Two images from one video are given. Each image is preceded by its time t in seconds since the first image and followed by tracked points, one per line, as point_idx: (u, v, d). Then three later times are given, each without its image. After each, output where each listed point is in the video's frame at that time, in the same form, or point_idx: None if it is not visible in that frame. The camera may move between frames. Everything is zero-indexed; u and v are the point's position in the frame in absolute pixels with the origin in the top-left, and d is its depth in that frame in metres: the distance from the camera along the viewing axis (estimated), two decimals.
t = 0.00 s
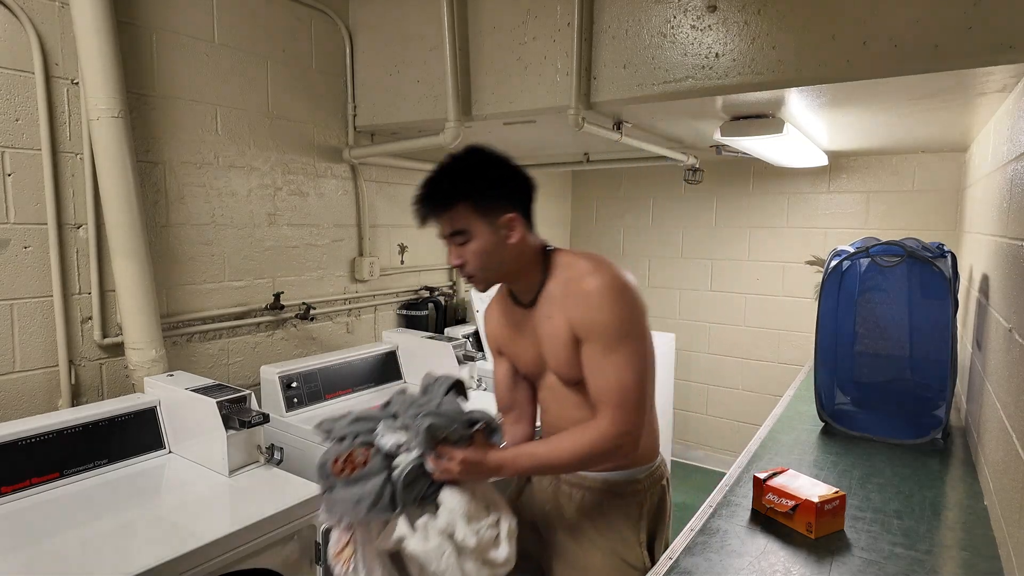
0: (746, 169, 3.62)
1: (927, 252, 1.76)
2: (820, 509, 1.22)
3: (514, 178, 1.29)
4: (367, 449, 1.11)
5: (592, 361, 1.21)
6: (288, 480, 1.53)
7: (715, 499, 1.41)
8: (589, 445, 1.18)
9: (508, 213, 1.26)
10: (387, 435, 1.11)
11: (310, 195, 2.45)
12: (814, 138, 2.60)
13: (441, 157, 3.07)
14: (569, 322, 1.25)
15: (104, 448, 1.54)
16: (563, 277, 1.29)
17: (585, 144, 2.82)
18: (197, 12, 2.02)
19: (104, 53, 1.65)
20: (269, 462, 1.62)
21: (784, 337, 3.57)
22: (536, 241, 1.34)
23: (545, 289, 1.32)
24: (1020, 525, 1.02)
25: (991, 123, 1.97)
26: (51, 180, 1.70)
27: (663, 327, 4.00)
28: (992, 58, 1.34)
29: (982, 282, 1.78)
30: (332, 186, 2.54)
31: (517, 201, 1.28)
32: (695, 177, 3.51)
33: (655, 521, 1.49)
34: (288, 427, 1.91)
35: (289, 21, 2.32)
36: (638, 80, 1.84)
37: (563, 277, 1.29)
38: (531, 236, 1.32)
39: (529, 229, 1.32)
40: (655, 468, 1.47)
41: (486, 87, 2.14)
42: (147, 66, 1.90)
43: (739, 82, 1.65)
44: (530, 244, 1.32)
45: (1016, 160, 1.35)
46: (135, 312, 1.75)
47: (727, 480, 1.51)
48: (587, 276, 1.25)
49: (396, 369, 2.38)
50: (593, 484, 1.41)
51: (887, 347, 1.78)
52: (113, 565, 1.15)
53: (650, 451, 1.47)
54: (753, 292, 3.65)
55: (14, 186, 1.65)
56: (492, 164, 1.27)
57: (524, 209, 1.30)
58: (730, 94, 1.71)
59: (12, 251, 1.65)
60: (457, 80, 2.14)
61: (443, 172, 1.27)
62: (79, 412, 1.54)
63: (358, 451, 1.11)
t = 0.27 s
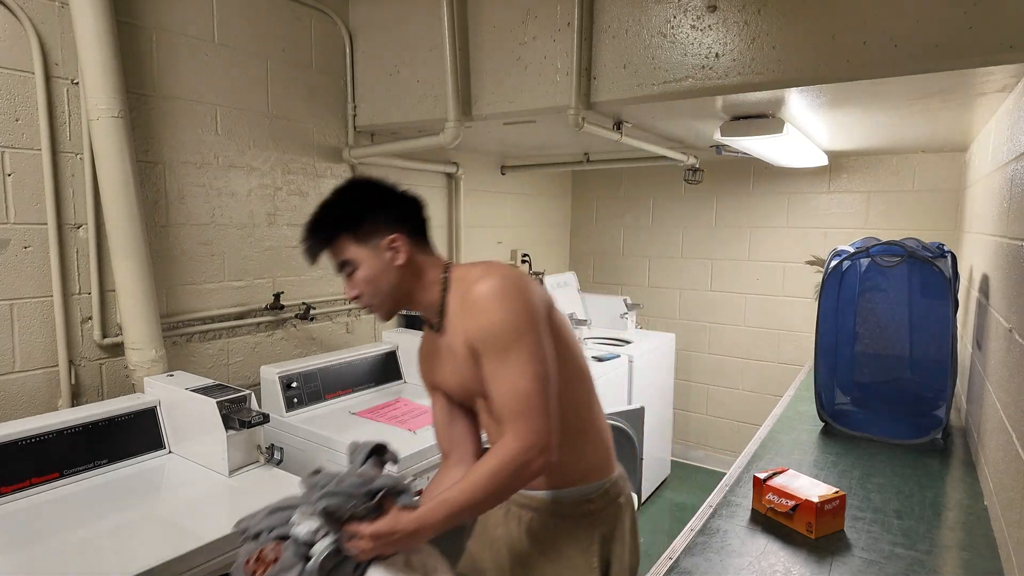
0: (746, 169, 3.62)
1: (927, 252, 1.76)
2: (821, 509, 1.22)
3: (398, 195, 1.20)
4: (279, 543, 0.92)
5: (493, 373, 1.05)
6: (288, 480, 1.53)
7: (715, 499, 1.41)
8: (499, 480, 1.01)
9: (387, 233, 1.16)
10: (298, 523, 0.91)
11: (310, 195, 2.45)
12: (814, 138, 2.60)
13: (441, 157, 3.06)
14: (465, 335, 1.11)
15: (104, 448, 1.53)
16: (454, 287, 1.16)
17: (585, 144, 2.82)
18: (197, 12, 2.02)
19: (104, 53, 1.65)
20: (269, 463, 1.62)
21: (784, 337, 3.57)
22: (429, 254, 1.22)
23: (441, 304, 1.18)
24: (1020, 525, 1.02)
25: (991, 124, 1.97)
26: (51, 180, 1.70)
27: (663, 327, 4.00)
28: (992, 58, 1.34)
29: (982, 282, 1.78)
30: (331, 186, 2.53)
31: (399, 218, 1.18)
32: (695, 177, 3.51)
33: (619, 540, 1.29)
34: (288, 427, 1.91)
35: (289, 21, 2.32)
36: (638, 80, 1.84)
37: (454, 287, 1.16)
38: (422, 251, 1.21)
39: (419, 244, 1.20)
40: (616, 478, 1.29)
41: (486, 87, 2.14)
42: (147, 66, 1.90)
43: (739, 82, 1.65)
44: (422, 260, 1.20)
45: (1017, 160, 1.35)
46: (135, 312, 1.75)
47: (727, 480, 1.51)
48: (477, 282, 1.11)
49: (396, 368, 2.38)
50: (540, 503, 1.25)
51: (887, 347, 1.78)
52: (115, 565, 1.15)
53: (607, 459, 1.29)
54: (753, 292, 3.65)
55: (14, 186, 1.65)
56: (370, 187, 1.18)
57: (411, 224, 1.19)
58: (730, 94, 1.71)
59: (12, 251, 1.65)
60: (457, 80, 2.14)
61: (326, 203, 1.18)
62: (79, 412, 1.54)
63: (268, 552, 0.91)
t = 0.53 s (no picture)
0: (746, 169, 3.62)
1: (926, 252, 1.76)
2: (820, 509, 1.22)
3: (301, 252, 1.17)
4: None
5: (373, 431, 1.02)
6: (288, 479, 1.54)
7: (715, 499, 1.41)
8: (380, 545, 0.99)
9: (285, 289, 1.12)
10: None
11: (310, 195, 2.45)
12: (814, 138, 2.60)
13: (441, 157, 3.07)
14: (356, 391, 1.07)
15: (104, 448, 1.54)
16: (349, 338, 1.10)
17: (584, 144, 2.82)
18: (197, 12, 2.02)
19: (104, 53, 1.65)
20: (269, 462, 1.63)
21: (784, 337, 3.57)
22: (337, 305, 1.16)
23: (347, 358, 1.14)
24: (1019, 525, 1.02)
25: (991, 123, 1.98)
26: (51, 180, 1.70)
27: (663, 327, 4.00)
28: (991, 58, 1.34)
29: (982, 282, 1.78)
30: (331, 186, 2.54)
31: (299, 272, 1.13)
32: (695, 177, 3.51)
33: (554, 563, 1.14)
34: (289, 427, 1.91)
35: (289, 21, 2.32)
36: (638, 80, 1.84)
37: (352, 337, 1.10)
38: (327, 301, 1.14)
39: (322, 296, 1.14)
40: (568, 494, 1.16)
41: (486, 87, 2.14)
42: (147, 66, 1.90)
43: (739, 82, 1.65)
44: (327, 311, 1.14)
45: (1016, 160, 1.35)
46: (135, 312, 1.75)
47: (727, 480, 1.51)
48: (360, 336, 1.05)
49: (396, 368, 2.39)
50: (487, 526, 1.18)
51: (887, 347, 1.78)
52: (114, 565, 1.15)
53: (558, 476, 1.16)
54: (753, 292, 3.65)
55: (14, 186, 1.65)
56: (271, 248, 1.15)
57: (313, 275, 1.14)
58: (730, 94, 1.71)
59: (12, 251, 1.65)
60: (457, 80, 2.14)
61: (228, 270, 1.15)
62: (79, 412, 1.54)
63: None
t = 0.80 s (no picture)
0: (746, 169, 3.62)
1: (926, 252, 1.76)
2: (821, 509, 1.22)
3: (243, 297, 1.13)
4: None
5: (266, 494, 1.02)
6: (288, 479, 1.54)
7: (715, 499, 1.41)
8: None
9: (221, 338, 1.09)
10: None
11: (310, 195, 2.45)
12: (814, 138, 2.60)
13: (441, 157, 3.06)
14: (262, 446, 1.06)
15: (104, 448, 1.54)
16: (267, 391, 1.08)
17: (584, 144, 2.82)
18: (197, 12, 2.02)
19: (104, 53, 1.65)
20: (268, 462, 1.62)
21: (784, 337, 3.57)
22: (275, 349, 1.13)
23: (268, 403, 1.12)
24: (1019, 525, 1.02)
25: (991, 123, 1.97)
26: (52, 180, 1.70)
27: (663, 327, 4.00)
28: (992, 58, 1.34)
29: (982, 282, 1.78)
30: (331, 186, 2.54)
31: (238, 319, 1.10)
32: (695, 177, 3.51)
33: None
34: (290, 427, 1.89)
35: (289, 21, 2.32)
36: (638, 80, 1.84)
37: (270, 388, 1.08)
38: (264, 347, 1.11)
39: (260, 342, 1.11)
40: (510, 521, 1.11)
41: (486, 87, 2.14)
42: (147, 67, 1.90)
43: (740, 82, 1.65)
44: (264, 358, 1.11)
45: (1016, 160, 1.35)
46: (136, 312, 1.75)
47: (727, 480, 1.51)
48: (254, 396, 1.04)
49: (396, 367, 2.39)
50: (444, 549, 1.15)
51: (887, 347, 1.78)
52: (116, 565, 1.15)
53: (496, 500, 1.10)
54: (754, 292, 3.65)
55: (14, 186, 1.65)
56: (214, 295, 1.12)
57: (253, 322, 1.11)
58: (730, 94, 1.71)
59: (12, 251, 1.65)
60: (457, 81, 2.14)
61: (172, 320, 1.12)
62: (79, 412, 1.54)
63: None
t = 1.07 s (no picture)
0: (746, 169, 3.62)
1: (926, 252, 1.76)
2: (821, 509, 1.22)
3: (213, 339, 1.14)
4: None
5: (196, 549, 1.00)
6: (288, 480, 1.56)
7: (715, 499, 1.41)
8: None
9: (182, 381, 1.10)
10: None
11: (310, 195, 2.45)
12: (814, 138, 2.60)
13: (441, 157, 3.07)
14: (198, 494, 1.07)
15: (104, 448, 1.54)
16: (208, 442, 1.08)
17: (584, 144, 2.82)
18: (197, 12, 2.02)
19: (104, 53, 1.65)
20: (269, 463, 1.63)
21: (784, 337, 3.57)
22: (233, 396, 1.12)
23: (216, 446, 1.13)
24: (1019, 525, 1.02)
25: (991, 123, 1.97)
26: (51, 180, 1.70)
27: (663, 327, 4.00)
28: (993, 58, 1.34)
29: (982, 282, 1.78)
30: (331, 186, 2.54)
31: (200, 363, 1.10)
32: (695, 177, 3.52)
33: None
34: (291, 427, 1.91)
35: (289, 22, 2.32)
36: (638, 80, 1.84)
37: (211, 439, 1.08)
38: (219, 394, 1.11)
39: (216, 387, 1.11)
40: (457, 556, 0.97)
41: (486, 87, 2.14)
42: (147, 67, 1.90)
43: (740, 82, 1.65)
44: (218, 405, 1.11)
45: (1016, 160, 1.35)
46: (135, 312, 1.75)
47: (727, 480, 1.51)
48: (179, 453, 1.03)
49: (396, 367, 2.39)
50: None
51: (887, 347, 1.78)
52: (118, 565, 1.15)
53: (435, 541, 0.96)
54: (753, 292, 3.65)
55: (14, 186, 1.65)
56: (187, 333, 1.13)
57: (213, 368, 1.10)
58: (730, 94, 1.71)
59: (12, 251, 1.65)
60: (457, 81, 2.14)
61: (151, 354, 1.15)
62: (80, 412, 1.54)
63: None
